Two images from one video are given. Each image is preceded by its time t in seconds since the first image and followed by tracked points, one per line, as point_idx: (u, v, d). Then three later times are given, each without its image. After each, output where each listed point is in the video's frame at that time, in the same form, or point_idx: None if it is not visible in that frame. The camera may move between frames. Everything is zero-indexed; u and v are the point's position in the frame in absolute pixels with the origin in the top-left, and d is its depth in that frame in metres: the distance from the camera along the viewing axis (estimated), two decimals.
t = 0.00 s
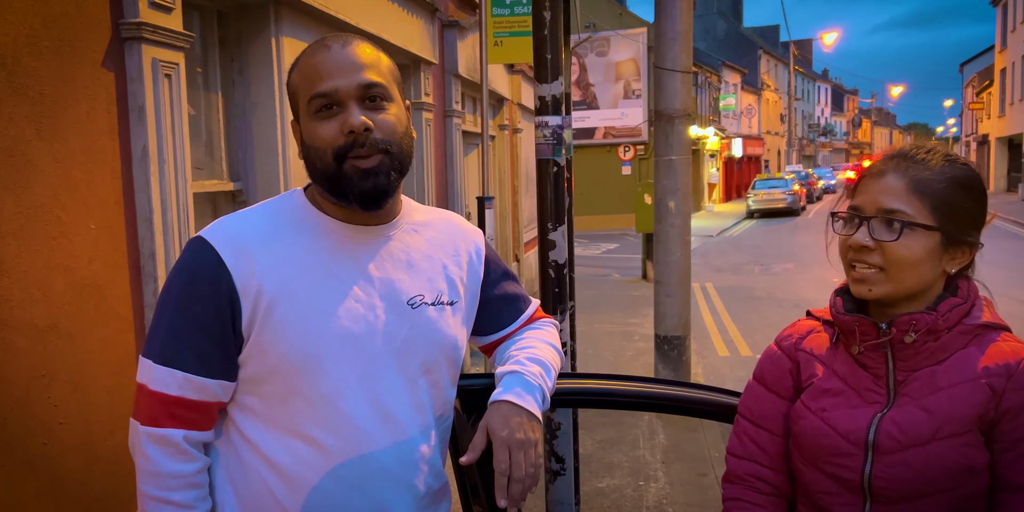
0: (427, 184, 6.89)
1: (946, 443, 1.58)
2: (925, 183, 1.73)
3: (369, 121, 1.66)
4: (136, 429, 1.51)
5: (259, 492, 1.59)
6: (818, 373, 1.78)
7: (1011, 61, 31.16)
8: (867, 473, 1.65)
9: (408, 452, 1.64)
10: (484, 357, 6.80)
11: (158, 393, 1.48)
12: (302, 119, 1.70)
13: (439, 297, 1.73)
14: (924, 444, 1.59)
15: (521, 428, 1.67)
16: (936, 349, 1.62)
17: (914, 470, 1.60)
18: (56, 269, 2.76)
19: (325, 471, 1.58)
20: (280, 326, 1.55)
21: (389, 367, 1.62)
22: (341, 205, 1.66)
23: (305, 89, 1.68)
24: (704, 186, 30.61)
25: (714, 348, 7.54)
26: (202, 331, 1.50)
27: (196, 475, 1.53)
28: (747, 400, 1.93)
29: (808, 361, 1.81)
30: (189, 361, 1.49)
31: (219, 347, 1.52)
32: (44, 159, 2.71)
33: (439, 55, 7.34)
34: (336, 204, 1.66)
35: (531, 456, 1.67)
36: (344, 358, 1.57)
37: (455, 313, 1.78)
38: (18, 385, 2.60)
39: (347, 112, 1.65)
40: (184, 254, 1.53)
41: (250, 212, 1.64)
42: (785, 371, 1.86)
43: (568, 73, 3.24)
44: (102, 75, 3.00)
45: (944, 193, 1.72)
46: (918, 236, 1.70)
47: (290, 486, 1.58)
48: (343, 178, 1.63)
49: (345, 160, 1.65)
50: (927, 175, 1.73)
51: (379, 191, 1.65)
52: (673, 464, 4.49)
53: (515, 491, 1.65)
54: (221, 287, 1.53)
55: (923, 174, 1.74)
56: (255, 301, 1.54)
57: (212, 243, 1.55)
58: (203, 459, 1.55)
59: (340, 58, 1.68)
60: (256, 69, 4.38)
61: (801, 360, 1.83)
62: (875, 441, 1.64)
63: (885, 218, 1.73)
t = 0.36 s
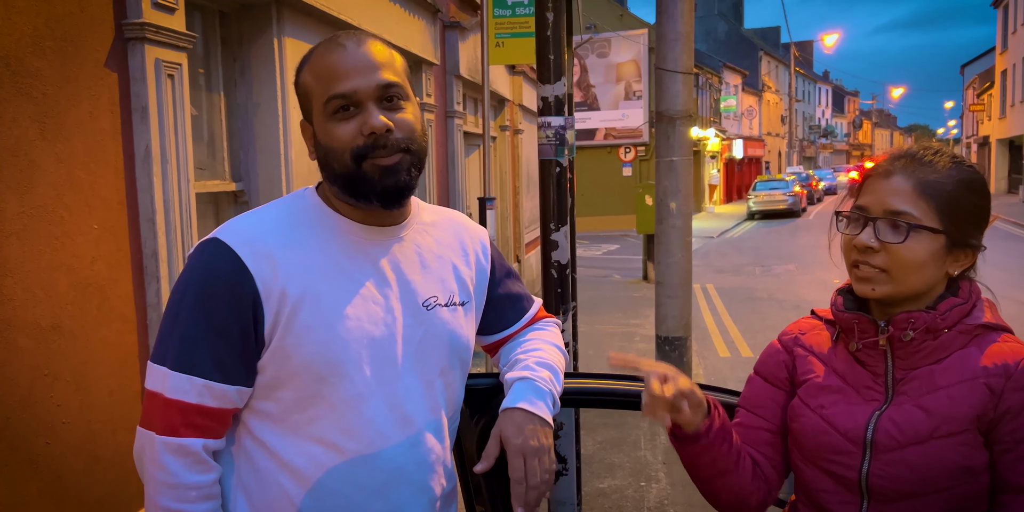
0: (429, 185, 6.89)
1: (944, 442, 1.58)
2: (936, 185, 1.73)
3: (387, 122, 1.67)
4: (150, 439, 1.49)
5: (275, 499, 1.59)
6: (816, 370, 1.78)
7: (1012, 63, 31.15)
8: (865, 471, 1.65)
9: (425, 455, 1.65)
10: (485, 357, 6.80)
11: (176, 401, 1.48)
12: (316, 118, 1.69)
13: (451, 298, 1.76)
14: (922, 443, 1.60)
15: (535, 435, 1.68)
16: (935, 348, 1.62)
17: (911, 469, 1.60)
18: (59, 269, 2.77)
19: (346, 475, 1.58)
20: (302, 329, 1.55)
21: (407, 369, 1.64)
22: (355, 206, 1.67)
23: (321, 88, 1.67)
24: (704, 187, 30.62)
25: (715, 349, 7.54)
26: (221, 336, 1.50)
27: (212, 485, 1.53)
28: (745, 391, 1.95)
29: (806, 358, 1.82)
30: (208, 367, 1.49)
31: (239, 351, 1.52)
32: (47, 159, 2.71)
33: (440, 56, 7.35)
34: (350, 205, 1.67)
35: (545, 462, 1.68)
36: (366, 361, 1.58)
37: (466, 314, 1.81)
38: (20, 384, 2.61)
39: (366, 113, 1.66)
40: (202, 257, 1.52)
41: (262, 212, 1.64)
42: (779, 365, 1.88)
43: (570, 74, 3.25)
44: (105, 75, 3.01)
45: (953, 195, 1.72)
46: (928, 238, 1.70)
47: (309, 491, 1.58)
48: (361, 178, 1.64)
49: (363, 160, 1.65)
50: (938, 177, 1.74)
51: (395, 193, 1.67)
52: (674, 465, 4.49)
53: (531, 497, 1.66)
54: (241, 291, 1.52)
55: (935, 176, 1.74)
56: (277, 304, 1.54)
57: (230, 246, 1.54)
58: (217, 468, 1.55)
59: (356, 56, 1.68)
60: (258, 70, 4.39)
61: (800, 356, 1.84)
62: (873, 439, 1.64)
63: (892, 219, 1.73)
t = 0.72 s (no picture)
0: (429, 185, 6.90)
1: (941, 440, 1.59)
2: (948, 185, 1.76)
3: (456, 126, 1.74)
4: (137, 435, 1.52)
5: (260, 498, 1.61)
6: (815, 370, 1.79)
7: (1012, 64, 31.18)
8: (864, 470, 1.66)
9: (412, 462, 1.65)
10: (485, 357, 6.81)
11: (163, 400, 1.50)
12: (387, 103, 1.68)
13: (445, 304, 1.76)
14: (919, 441, 1.60)
15: (538, 438, 1.69)
16: (934, 347, 1.63)
17: (910, 467, 1.61)
18: (61, 268, 2.77)
19: (328, 480, 1.59)
20: (289, 333, 1.55)
21: (396, 375, 1.63)
22: (413, 200, 1.70)
23: (403, 77, 1.68)
24: (704, 188, 30.62)
25: (715, 350, 7.55)
26: (210, 338, 1.51)
27: (196, 482, 1.56)
28: (744, 390, 1.97)
29: (806, 358, 1.83)
30: (195, 367, 1.51)
31: (227, 352, 1.53)
32: (49, 159, 2.72)
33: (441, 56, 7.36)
34: (409, 199, 1.69)
35: (545, 464, 1.68)
36: (352, 366, 1.58)
37: (462, 320, 1.80)
38: (23, 383, 2.61)
39: (442, 112, 1.71)
40: (195, 258, 1.53)
41: (259, 213, 1.65)
42: (779, 363, 1.90)
43: (571, 74, 3.25)
44: (107, 74, 3.02)
45: (964, 194, 1.78)
46: (957, 235, 1.72)
47: (292, 493, 1.59)
48: (429, 173, 1.68)
49: (431, 155, 1.69)
50: (947, 176, 1.77)
51: (451, 193, 1.72)
52: (674, 465, 4.50)
53: (534, 500, 1.66)
54: (231, 293, 1.53)
55: (946, 176, 1.77)
56: (265, 306, 1.55)
57: (221, 247, 1.55)
58: (203, 466, 1.58)
59: (429, 57, 1.73)
60: (259, 70, 4.39)
61: (799, 356, 1.86)
62: (872, 438, 1.65)
63: (920, 222, 1.72)
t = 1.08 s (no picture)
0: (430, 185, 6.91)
1: (942, 439, 1.59)
2: (942, 182, 1.76)
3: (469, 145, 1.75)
4: (134, 426, 1.52)
5: (250, 492, 1.61)
6: (814, 370, 1.80)
7: (1012, 65, 31.18)
8: (865, 470, 1.66)
9: (404, 459, 1.65)
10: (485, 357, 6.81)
11: (158, 390, 1.49)
12: (409, 110, 1.67)
13: (443, 303, 1.76)
14: (920, 441, 1.60)
15: (535, 429, 1.69)
16: (934, 346, 1.63)
17: (911, 467, 1.61)
18: (61, 266, 2.77)
19: (318, 475, 1.59)
20: (286, 327, 1.56)
21: (391, 373, 1.63)
22: (418, 206, 1.70)
23: (429, 88, 1.68)
24: (704, 188, 30.62)
25: (715, 350, 7.55)
26: (207, 329, 1.51)
27: (190, 473, 1.55)
28: (744, 390, 1.96)
29: (805, 358, 1.84)
30: (192, 358, 1.50)
31: (223, 345, 1.53)
32: (49, 157, 2.72)
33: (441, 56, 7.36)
34: (415, 204, 1.70)
35: (543, 456, 1.68)
36: (347, 362, 1.58)
37: (460, 320, 1.80)
38: (23, 381, 2.61)
39: (459, 130, 1.72)
40: (194, 248, 1.54)
41: (258, 209, 1.66)
42: (778, 364, 1.91)
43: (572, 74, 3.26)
44: (107, 73, 3.02)
45: (960, 191, 1.77)
46: (954, 232, 1.72)
47: (282, 487, 1.59)
48: (439, 186, 1.68)
49: (442, 169, 1.70)
50: (942, 174, 1.77)
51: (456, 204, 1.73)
52: (674, 465, 4.50)
53: (531, 490, 1.67)
54: (228, 286, 1.53)
55: (942, 175, 1.77)
56: (262, 300, 1.55)
57: (220, 240, 1.55)
58: (198, 456, 1.57)
59: (453, 74, 1.73)
60: (259, 68, 4.39)
61: (797, 355, 1.86)
62: (873, 438, 1.65)
63: (915, 221, 1.72)
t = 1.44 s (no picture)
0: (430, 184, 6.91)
1: (942, 439, 1.59)
2: (947, 181, 1.76)
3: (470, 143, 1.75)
4: (135, 423, 1.52)
5: (251, 490, 1.61)
6: (817, 369, 1.81)
7: (1012, 64, 31.16)
8: (865, 469, 1.66)
9: (404, 457, 1.66)
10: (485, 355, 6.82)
11: (160, 388, 1.50)
12: (407, 111, 1.68)
13: (443, 301, 1.76)
14: (920, 440, 1.61)
15: (535, 428, 1.69)
16: (936, 346, 1.64)
17: (911, 466, 1.62)
18: (63, 265, 2.78)
19: (319, 472, 1.59)
20: (286, 325, 1.56)
21: (390, 371, 1.64)
22: (418, 208, 1.71)
23: (428, 89, 1.68)
24: (704, 187, 30.62)
25: (715, 349, 7.55)
26: (208, 327, 1.52)
27: (191, 471, 1.55)
28: (749, 390, 1.98)
29: (809, 357, 1.85)
30: (193, 356, 1.51)
31: (224, 343, 1.53)
32: (50, 156, 2.72)
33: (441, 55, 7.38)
34: (416, 205, 1.70)
35: (543, 455, 1.69)
36: (347, 360, 1.59)
37: (460, 318, 1.81)
38: (24, 380, 2.62)
39: (459, 130, 1.72)
40: (195, 247, 1.54)
41: (260, 208, 1.66)
42: (783, 364, 1.91)
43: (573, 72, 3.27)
44: (108, 72, 3.02)
45: (964, 192, 1.78)
46: (956, 231, 1.73)
47: (283, 484, 1.59)
48: (439, 186, 1.69)
49: (442, 169, 1.70)
50: (946, 173, 1.78)
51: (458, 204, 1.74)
52: (673, 463, 4.50)
53: (531, 490, 1.67)
54: (229, 284, 1.54)
55: (942, 173, 1.78)
56: (263, 298, 1.56)
57: (221, 238, 1.56)
58: (199, 454, 1.57)
59: (451, 72, 1.73)
60: (260, 67, 4.40)
61: (800, 354, 1.87)
62: (873, 437, 1.66)
63: (918, 220, 1.73)
